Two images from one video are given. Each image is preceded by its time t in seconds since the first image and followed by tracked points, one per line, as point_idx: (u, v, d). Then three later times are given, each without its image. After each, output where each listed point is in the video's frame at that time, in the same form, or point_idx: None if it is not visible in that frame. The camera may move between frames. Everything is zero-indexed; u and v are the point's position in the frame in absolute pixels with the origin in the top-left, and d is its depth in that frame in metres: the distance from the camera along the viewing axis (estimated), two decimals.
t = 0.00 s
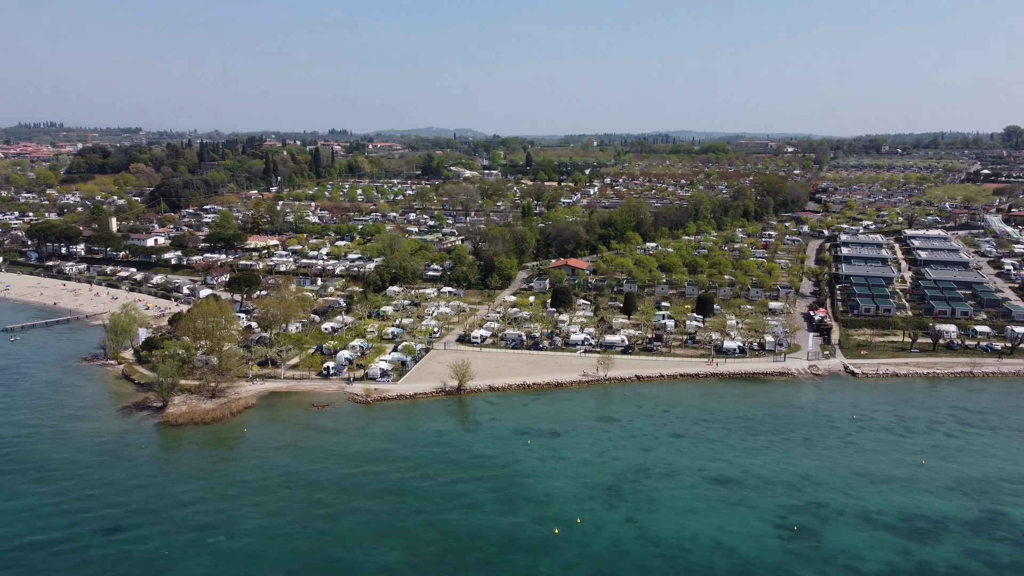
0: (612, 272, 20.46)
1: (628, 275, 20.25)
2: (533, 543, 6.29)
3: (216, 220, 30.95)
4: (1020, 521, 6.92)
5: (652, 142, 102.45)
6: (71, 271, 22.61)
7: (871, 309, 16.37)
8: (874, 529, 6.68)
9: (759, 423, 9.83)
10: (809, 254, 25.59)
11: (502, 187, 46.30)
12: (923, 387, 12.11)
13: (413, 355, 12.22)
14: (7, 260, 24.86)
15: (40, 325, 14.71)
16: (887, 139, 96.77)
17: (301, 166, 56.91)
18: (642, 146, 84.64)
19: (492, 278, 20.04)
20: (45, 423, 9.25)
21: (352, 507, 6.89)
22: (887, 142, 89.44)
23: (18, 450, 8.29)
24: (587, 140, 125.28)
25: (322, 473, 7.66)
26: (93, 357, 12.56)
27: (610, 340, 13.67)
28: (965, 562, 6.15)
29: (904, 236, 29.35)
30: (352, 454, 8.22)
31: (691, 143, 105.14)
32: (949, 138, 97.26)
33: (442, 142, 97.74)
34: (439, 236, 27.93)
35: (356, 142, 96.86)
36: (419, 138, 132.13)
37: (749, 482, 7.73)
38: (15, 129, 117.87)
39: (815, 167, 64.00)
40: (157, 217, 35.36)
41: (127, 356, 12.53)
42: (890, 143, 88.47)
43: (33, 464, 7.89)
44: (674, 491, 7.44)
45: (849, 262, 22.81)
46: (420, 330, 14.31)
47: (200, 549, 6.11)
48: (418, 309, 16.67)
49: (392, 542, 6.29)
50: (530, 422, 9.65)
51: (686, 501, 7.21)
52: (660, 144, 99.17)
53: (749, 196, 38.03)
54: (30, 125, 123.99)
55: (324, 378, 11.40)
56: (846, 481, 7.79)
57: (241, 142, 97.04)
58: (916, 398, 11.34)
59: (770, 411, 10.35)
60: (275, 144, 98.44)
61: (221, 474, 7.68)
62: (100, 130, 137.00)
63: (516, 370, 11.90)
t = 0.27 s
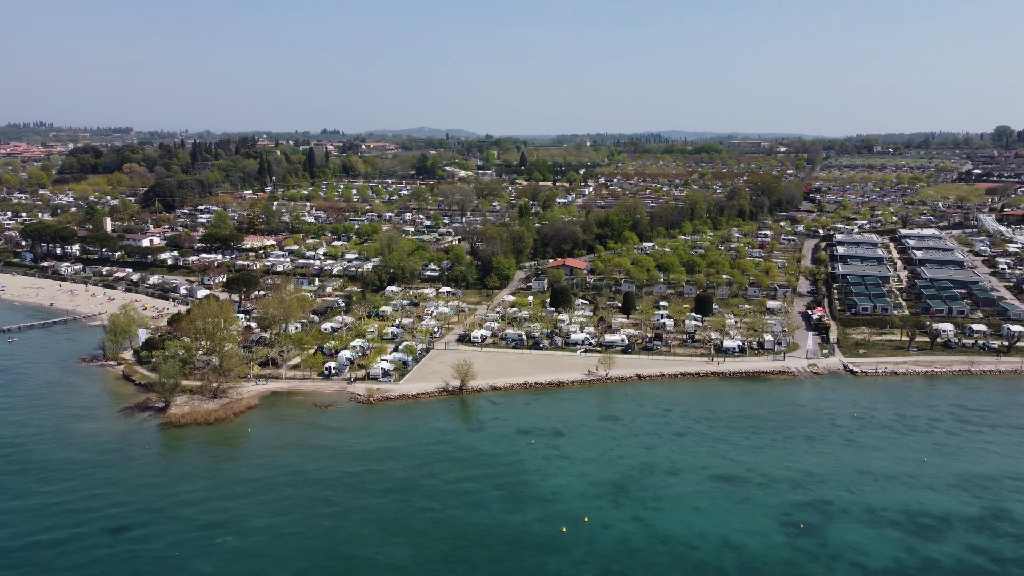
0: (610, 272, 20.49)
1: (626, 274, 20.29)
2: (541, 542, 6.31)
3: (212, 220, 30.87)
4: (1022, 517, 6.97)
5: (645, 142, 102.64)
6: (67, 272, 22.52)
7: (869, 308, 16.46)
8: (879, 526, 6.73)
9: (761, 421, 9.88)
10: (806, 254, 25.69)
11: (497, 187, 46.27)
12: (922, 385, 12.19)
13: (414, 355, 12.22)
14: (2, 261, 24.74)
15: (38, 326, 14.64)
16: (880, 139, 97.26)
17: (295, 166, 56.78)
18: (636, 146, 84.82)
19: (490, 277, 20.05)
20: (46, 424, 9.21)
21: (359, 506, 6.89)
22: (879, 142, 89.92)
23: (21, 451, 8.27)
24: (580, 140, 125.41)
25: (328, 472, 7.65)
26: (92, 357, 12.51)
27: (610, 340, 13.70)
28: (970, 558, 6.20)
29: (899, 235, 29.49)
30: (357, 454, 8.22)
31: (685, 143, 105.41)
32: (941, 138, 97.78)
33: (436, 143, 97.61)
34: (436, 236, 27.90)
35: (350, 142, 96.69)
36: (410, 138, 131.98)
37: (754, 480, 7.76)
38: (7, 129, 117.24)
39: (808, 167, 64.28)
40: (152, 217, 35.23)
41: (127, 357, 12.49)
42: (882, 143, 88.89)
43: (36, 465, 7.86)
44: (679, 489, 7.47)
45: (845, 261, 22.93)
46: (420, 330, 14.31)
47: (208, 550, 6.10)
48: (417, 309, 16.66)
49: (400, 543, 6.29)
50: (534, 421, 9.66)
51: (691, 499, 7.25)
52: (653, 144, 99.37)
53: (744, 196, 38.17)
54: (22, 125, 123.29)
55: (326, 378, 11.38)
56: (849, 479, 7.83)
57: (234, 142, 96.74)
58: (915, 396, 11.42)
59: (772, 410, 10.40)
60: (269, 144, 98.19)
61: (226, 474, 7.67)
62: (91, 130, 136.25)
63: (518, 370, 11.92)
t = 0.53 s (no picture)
0: (608, 271, 20.53)
1: (624, 274, 20.32)
2: (549, 541, 6.32)
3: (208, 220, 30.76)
4: None
5: (638, 142, 102.92)
6: (63, 273, 22.41)
7: (866, 307, 16.56)
8: (884, 523, 6.77)
9: (762, 419, 9.93)
10: (801, 254, 25.82)
11: (493, 187, 46.28)
12: (920, 384, 12.28)
13: (416, 355, 12.22)
14: None
15: (35, 327, 14.56)
16: (870, 139, 97.81)
17: (289, 166, 56.61)
18: (629, 146, 85.00)
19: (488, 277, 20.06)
20: (48, 425, 9.17)
21: (365, 507, 6.90)
22: (870, 142, 90.41)
23: (23, 452, 8.22)
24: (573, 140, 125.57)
25: (333, 472, 7.65)
26: (91, 358, 12.47)
27: (610, 339, 13.73)
28: (975, 554, 6.25)
29: (894, 235, 29.66)
30: (361, 454, 8.22)
31: (677, 143, 105.84)
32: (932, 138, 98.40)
33: (428, 143, 97.57)
34: (432, 236, 27.89)
35: (343, 142, 96.49)
36: (403, 139, 131.95)
37: (758, 478, 7.80)
38: None
39: (801, 167, 64.56)
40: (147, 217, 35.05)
41: (127, 358, 12.44)
42: (874, 143, 89.36)
43: (40, 467, 7.83)
44: (684, 488, 7.51)
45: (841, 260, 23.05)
46: (420, 330, 14.31)
47: (215, 552, 6.08)
48: (416, 309, 16.66)
49: (409, 542, 6.30)
50: (537, 421, 9.67)
51: (697, 498, 7.27)
52: (646, 144, 99.62)
53: (740, 196, 38.28)
54: (12, 125, 122.48)
55: (327, 378, 11.37)
56: (852, 476, 7.88)
57: (226, 143, 96.42)
58: (914, 394, 11.50)
59: (773, 408, 10.45)
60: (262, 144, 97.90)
61: (231, 475, 7.66)
62: (83, 130, 135.57)
63: (519, 369, 11.94)
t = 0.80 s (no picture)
0: (606, 271, 20.57)
1: (622, 273, 20.36)
2: (558, 540, 6.33)
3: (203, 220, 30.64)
4: None
5: (631, 142, 103.14)
6: (58, 274, 22.30)
7: (863, 306, 16.67)
8: (889, 521, 6.82)
9: (764, 418, 9.97)
10: (797, 253, 25.93)
11: (488, 187, 46.29)
12: (919, 382, 12.36)
13: (417, 355, 12.22)
14: None
15: (33, 328, 14.48)
16: (862, 139, 98.35)
17: (283, 166, 56.45)
18: (622, 146, 85.20)
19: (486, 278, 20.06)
20: (50, 426, 9.12)
21: (372, 506, 6.90)
22: (862, 142, 90.88)
23: (26, 454, 8.18)
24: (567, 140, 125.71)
25: (339, 472, 7.64)
26: (90, 358, 12.42)
27: (610, 339, 13.77)
28: (980, 551, 6.30)
29: (888, 235, 29.82)
30: (366, 453, 8.22)
31: (670, 143, 106.11)
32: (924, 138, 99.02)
33: (421, 142, 97.40)
34: (429, 236, 27.86)
35: (336, 142, 96.31)
36: (396, 139, 131.83)
37: (763, 477, 7.84)
38: None
39: (794, 167, 64.84)
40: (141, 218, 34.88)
41: (126, 359, 12.40)
42: (866, 144, 89.83)
43: (44, 468, 7.79)
44: (690, 486, 7.54)
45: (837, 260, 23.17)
46: (420, 330, 14.31)
47: (224, 552, 6.07)
48: (415, 309, 16.65)
49: (418, 541, 6.31)
50: (540, 420, 9.69)
51: (703, 496, 7.31)
52: (639, 144, 99.82)
53: (734, 195, 38.42)
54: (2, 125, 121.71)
55: (329, 377, 11.35)
56: (855, 475, 7.93)
57: (218, 142, 96.05)
58: (913, 392, 11.58)
59: (775, 407, 10.50)
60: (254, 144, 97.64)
61: (236, 476, 7.64)
62: (74, 129, 134.93)
63: (521, 369, 11.95)
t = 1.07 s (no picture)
0: (603, 270, 20.61)
1: (620, 273, 20.40)
2: (566, 538, 6.35)
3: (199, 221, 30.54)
4: None
5: (625, 142, 103.32)
6: (53, 274, 22.19)
7: (860, 305, 16.76)
8: (894, 518, 6.87)
9: (766, 416, 10.02)
10: (793, 252, 26.04)
11: (483, 187, 46.30)
12: (917, 380, 12.45)
13: (418, 355, 12.22)
14: None
15: (30, 329, 14.42)
16: (853, 139, 98.82)
17: (277, 167, 56.28)
18: (615, 146, 85.35)
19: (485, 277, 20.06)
20: (52, 427, 9.10)
21: (378, 505, 6.90)
22: (854, 142, 91.30)
23: (29, 455, 8.15)
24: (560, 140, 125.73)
25: (344, 472, 7.63)
26: (90, 359, 12.39)
27: (610, 338, 13.80)
28: (984, 547, 6.35)
29: (882, 234, 29.96)
30: (370, 453, 8.22)
31: (664, 143, 106.38)
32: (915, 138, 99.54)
33: (415, 143, 97.36)
34: (426, 236, 27.83)
35: (329, 142, 96.13)
36: (390, 139, 131.73)
37: (767, 474, 7.88)
38: None
39: (787, 167, 65.10)
40: (135, 218, 34.73)
41: (126, 359, 12.37)
42: (857, 144, 90.17)
43: (47, 468, 7.76)
44: (694, 484, 7.57)
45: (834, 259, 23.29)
46: (420, 330, 14.30)
47: (232, 552, 6.07)
48: (414, 309, 16.64)
49: (427, 541, 6.31)
50: (543, 420, 9.70)
51: (708, 494, 7.34)
52: (632, 144, 100.01)
53: (729, 195, 38.55)
54: None
55: (330, 378, 11.34)
56: (859, 472, 7.97)
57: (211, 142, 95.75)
58: (912, 391, 11.66)
59: (775, 406, 10.55)
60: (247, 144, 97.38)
61: (241, 476, 7.63)
62: (65, 129, 134.18)
63: (522, 368, 11.97)
